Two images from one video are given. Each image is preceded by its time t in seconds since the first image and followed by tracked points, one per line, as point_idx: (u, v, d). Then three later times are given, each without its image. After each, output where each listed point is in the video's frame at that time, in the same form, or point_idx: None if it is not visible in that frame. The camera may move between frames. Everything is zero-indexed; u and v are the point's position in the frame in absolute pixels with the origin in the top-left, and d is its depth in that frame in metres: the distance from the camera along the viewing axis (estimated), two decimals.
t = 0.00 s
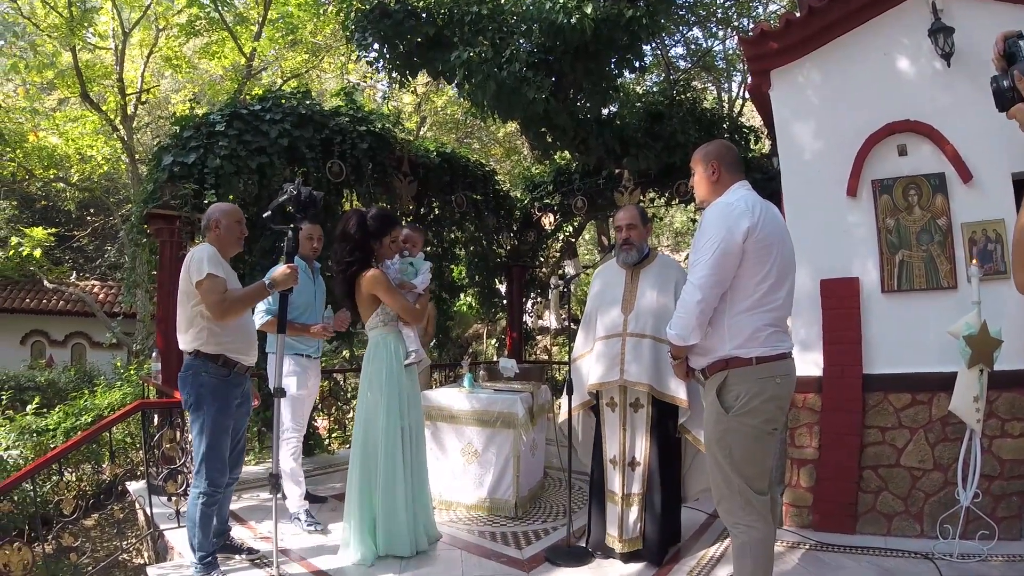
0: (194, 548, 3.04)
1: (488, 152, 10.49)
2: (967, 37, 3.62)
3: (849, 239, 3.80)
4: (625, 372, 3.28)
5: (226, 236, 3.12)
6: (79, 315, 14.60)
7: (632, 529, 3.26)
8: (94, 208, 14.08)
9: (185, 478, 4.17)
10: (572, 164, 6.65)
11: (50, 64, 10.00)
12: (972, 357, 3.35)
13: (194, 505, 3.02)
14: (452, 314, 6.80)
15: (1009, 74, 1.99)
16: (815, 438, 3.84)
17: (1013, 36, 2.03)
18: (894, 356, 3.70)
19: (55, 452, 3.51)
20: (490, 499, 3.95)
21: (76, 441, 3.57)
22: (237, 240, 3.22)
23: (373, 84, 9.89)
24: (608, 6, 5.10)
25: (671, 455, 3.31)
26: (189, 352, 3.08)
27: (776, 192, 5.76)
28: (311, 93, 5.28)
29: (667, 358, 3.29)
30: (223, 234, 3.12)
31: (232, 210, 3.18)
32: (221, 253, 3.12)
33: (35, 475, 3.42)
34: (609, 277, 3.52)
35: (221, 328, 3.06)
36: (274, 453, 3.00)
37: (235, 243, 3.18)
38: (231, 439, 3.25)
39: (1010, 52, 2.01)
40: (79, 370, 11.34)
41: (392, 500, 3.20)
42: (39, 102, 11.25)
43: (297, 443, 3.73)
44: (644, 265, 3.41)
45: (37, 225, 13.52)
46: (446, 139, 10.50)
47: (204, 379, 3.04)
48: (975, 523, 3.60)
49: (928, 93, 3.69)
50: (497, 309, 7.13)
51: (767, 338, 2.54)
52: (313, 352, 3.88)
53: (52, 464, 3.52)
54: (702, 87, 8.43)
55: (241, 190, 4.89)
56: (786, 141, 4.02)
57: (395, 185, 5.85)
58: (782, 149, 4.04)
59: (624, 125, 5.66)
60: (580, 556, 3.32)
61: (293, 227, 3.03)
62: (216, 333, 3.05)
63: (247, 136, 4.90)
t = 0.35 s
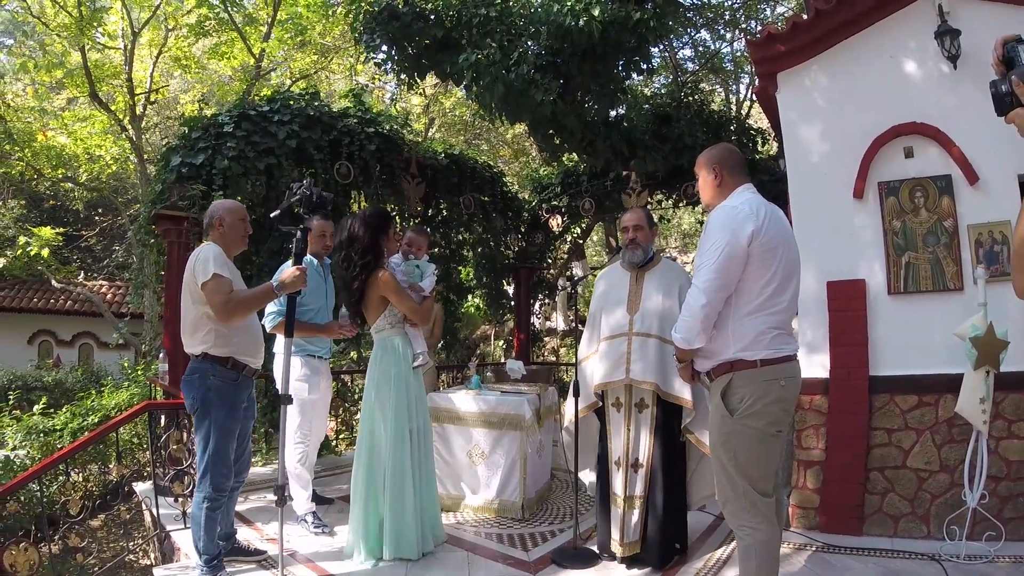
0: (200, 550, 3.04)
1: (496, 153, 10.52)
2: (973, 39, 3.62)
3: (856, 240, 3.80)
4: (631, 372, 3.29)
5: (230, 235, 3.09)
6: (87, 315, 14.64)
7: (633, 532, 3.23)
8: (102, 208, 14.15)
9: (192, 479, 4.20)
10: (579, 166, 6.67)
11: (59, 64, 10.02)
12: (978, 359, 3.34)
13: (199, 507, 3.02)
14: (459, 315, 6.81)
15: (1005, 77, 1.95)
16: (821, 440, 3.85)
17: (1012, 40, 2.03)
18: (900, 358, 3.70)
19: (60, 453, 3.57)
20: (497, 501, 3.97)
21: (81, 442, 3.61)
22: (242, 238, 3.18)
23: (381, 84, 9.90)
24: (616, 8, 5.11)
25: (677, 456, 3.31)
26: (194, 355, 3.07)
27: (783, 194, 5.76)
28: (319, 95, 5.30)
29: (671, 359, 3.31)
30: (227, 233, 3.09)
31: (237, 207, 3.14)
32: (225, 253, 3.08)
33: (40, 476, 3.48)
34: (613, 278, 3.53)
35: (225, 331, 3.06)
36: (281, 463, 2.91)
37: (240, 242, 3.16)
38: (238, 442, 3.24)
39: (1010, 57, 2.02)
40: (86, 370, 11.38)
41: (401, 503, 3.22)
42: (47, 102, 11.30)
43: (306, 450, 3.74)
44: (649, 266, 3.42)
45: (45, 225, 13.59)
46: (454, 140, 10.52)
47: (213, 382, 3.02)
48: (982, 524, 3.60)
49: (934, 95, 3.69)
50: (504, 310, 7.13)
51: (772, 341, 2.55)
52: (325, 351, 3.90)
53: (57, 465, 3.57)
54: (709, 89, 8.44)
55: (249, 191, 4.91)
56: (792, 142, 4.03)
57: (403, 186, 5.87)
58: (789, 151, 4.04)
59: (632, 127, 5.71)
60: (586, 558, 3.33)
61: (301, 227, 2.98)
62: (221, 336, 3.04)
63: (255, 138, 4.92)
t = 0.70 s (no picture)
0: (204, 554, 3.04)
1: (501, 155, 10.54)
2: (977, 40, 3.62)
3: (860, 242, 3.80)
4: (637, 374, 3.29)
5: (231, 235, 3.11)
6: (92, 317, 14.69)
7: (643, 537, 3.23)
8: (108, 210, 14.21)
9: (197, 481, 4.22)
10: (584, 168, 6.69)
11: (65, 67, 10.06)
12: (982, 361, 3.34)
13: (202, 511, 3.01)
14: (464, 317, 6.83)
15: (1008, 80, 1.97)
16: (826, 442, 3.85)
17: (1014, 45, 2.06)
18: (906, 359, 3.70)
19: (67, 454, 3.60)
20: (501, 503, 3.98)
21: (88, 444, 3.63)
22: (242, 238, 3.20)
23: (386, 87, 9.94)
24: (621, 11, 5.12)
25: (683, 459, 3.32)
26: (194, 357, 3.07)
27: (788, 196, 5.77)
28: (325, 97, 5.32)
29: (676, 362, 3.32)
30: (227, 233, 3.11)
31: (237, 207, 3.16)
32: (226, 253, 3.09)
33: (47, 477, 3.53)
34: (616, 280, 3.54)
35: (227, 332, 3.05)
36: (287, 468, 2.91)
37: (240, 242, 3.18)
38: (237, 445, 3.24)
39: (1011, 61, 2.05)
40: (92, 372, 11.42)
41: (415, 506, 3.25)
42: (53, 104, 11.35)
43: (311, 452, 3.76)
44: (653, 268, 3.44)
45: (51, 228, 13.65)
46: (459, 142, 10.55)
47: (217, 385, 3.01)
48: (987, 526, 3.60)
49: (938, 96, 3.69)
50: (509, 312, 7.13)
51: (775, 343, 2.55)
52: (331, 353, 3.91)
53: (64, 465, 3.61)
54: (714, 91, 8.44)
55: (254, 194, 4.94)
56: (796, 144, 4.03)
57: (408, 189, 5.90)
58: (793, 153, 4.05)
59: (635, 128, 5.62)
60: (591, 560, 3.34)
61: (310, 227, 3.00)
62: (223, 337, 3.03)
63: (260, 140, 4.94)
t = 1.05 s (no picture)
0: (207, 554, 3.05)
1: (505, 156, 10.55)
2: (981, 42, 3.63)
3: (863, 244, 3.81)
4: (640, 376, 3.31)
5: (231, 234, 3.12)
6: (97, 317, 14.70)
7: (646, 535, 3.24)
8: (113, 210, 14.25)
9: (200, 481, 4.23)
10: (589, 170, 6.70)
11: (69, 67, 10.06)
12: (986, 363, 3.34)
13: (205, 512, 3.02)
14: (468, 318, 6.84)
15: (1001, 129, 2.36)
16: (829, 444, 3.86)
17: (996, 97, 2.42)
18: (909, 361, 3.70)
19: (72, 453, 3.61)
20: (505, 504, 3.99)
21: (92, 443, 3.64)
22: (242, 236, 3.22)
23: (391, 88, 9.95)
24: (626, 13, 5.14)
25: (686, 460, 3.32)
26: (195, 357, 3.08)
27: (792, 198, 5.78)
28: (329, 98, 5.34)
29: (679, 363, 3.34)
30: (227, 231, 3.12)
31: (234, 205, 3.17)
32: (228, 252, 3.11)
33: (52, 476, 3.53)
34: (620, 281, 3.55)
35: (230, 332, 3.07)
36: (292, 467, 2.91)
37: (240, 240, 3.19)
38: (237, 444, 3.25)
39: (997, 111, 2.40)
40: (97, 373, 11.44)
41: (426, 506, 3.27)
42: (58, 105, 11.38)
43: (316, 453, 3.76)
44: (658, 269, 3.45)
45: (55, 228, 13.67)
46: (463, 143, 10.56)
47: (219, 386, 3.02)
48: (990, 528, 3.60)
49: (943, 98, 3.70)
50: (513, 314, 7.13)
51: (779, 344, 2.56)
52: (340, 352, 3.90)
53: (69, 465, 3.62)
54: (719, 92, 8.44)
55: (258, 195, 4.96)
56: (800, 145, 4.04)
57: (412, 190, 5.92)
58: (797, 154, 4.06)
59: (640, 130, 5.69)
60: (594, 561, 3.35)
61: (320, 227, 3.01)
62: (228, 337, 3.06)
63: (265, 141, 4.96)
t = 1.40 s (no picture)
0: (209, 553, 3.06)
1: (507, 156, 10.55)
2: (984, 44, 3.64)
3: (865, 245, 3.81)
4: (641, 378, 3.31)
5: (231, 233, 3.12)
6: (98, 317, 14.70)
7: (647, 533, 3.26)
8: (114, 210, 14.25)
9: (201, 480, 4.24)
10: (591, 170, 6.70)
11: (72, 66, 10.04)
12: (987, 365, 3.35)
13: (206, 511, 3.02)
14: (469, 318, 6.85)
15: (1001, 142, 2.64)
16: (831, 445, 3.85)
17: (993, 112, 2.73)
18: (911, 362, 3.70)
19: (73, 453, 3.62)
20: (506, 504, 3.99)
21: (93, 442, 3.65)
22: (242, 233, 3.22)
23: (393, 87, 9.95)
24: (628, 13, 5.15)
25: (688, 461, 3.32)
26: (196, 356, 3.08)
27: (794, 199, 5.78)
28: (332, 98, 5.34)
29: (680, 365, 3.34)
30: (227, 230, 3.12)
31: (234, 204, 3.17)
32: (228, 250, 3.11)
33: (53, 475, 3.54)
34: (623, 283, 3.55)
35: (233, 332, 3.08)
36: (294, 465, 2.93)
37: (241, 237, 3.19)
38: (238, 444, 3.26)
39: (995, 125, 2.69)
40: (98, 372, 11.44)
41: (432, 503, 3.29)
42: (60, 103, 11.38)
43: (319, 453, 3.77)
44: (661, 270, 3.45)
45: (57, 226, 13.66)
46: (465, 143, 10.56)
47: (219, 385, 3.03)
48: (991, 529, 3.61)
49: (945, 100, 3.71)
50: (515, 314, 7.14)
51: (781, 345, 2.56)
52: (347, 352, 3.92)
53: (70, 464, 3.63)
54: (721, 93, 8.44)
55: (260, 194, 4.96)
56: (802, 147, 4.04)
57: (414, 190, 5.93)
58: (799, 155, 4.06)
59: (643, 131, 5.71)
60: (595, 561, 3.36)
61: (325, 227, 3.00)
62: (230, 336, 3.06)
63: (267, 140, 4.96)
